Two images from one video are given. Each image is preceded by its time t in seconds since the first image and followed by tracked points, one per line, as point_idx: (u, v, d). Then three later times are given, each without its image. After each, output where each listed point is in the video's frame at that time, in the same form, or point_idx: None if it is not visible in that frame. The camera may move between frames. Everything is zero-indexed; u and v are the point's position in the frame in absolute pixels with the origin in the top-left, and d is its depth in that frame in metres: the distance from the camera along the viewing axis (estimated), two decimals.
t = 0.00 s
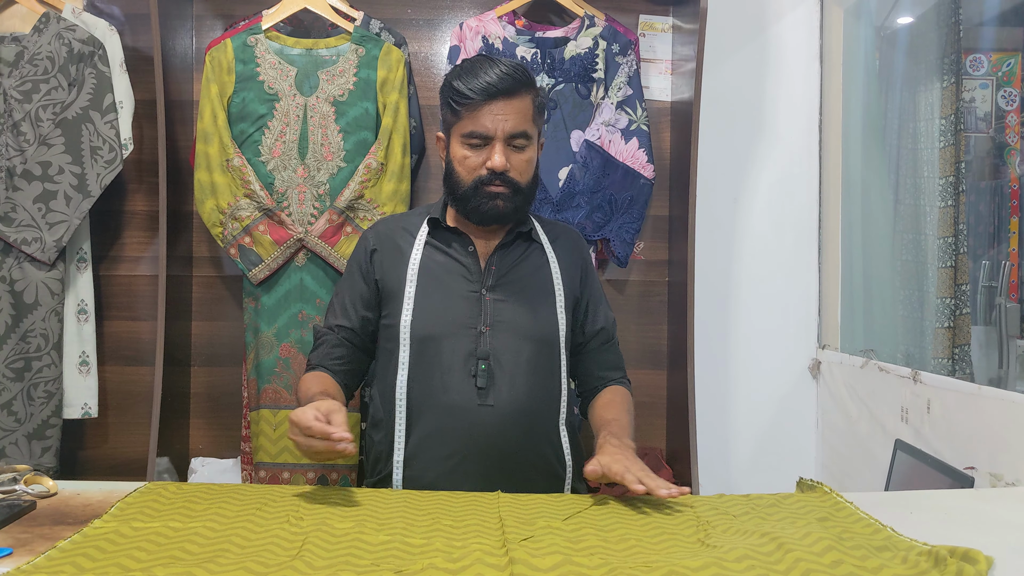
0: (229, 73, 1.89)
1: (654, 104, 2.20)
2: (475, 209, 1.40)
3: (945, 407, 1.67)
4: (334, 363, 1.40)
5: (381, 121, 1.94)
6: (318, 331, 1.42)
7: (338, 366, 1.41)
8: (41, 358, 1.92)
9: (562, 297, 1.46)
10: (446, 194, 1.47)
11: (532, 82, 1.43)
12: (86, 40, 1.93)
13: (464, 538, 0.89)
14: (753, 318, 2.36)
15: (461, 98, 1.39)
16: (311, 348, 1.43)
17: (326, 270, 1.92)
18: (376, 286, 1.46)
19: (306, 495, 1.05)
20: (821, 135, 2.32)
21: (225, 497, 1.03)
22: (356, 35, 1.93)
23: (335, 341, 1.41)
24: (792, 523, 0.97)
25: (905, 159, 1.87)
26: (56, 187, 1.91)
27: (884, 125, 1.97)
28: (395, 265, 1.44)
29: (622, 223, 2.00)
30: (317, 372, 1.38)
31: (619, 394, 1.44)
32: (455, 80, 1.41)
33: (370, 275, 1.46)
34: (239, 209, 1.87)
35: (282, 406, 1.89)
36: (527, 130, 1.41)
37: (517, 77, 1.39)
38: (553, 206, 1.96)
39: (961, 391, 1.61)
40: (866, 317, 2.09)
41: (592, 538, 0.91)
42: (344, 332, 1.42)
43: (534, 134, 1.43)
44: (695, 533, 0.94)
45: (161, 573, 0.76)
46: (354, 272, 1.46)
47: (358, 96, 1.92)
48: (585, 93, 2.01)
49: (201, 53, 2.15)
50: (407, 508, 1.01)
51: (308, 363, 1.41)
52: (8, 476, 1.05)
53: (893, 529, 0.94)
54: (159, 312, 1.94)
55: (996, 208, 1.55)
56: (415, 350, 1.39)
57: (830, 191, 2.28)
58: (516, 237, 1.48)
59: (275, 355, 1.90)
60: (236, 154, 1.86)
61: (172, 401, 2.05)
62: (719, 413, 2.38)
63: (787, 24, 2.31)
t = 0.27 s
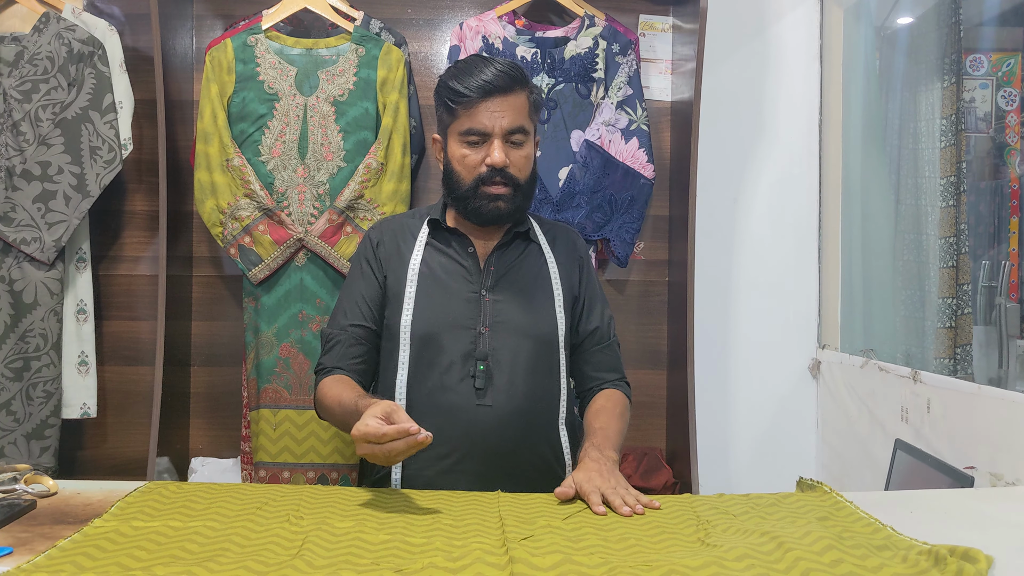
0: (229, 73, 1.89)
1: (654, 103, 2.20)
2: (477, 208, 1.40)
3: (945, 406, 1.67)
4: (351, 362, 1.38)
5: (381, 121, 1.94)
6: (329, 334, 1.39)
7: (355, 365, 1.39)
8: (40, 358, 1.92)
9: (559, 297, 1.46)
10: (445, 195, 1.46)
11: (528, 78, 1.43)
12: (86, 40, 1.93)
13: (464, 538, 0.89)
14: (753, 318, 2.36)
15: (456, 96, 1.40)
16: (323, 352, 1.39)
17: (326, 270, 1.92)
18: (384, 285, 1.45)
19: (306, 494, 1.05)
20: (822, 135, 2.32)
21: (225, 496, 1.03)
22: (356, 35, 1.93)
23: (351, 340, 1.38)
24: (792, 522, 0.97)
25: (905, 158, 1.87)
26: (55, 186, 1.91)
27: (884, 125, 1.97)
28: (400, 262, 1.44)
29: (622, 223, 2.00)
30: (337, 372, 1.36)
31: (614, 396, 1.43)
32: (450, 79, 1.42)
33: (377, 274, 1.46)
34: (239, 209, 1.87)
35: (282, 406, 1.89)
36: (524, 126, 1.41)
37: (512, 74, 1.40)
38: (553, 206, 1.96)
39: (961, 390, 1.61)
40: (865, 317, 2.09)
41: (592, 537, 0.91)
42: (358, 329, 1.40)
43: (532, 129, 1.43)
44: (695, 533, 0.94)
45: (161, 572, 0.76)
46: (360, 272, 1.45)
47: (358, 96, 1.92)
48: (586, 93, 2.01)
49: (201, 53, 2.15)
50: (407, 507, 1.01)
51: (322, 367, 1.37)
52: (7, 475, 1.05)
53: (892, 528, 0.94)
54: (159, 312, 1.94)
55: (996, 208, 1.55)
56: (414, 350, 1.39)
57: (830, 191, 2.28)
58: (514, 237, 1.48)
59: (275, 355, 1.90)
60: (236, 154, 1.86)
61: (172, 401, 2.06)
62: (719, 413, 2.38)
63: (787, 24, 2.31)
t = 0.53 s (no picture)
0: (229, 73, 1.89)
1: (654, 104, 2.20)
2: (468, 212, 1.40)
3: (946, 407, 1.67)
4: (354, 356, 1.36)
5: (380, 122, 1.93)
6: (330, 329, 1.38)
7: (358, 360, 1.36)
8: (41, 358, 1.92)
9: (559, 297, 1.46)
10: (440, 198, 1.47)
11: (520, 80, 1.42)
12: (86, 40, 1.93)
13: (464, 539, 0.89)
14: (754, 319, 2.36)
15: (448, 101, 1.39)
16: (323, 346, 1.37)
17: (325, 270, 1.92)
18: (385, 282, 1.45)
19: (306, 495, 1.05)
20: (821, 135, 2.32)
21: (225, 497, 1.03)
22: (355, 36, 1.93)
23: (352, 335, 1.37)
24: (792, 524, 0.97)
25: (905, 159, 1.87)
26: (56, 187, 1.91)
27: (884, 125, 1.97)
28: (401, 261, 1.45)
29: (622, 224, 2.00)
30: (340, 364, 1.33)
31: (614, 397, 1.43)
32: (442, 82, 1.41)
33: (377, 273, 1.45)
34: (238, 209, 1.87)
35: (281, 406, 1.89)
36: (517, 132, 1.40)
37: (504, 78, 1.38)
38: (553, 206, 1.96)
39: (961, 391, 1.61)
40: (865, 317, 2.09)
41: (592, 538, 0.91)
42: (360, 325, 1.39)
43: (524, 133, 1.43)
44: (695, 534, 0.94)
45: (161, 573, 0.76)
46: (361, 270, 1.45)
47: (358, 96, 1.92)
48: (586, 93, 2.01)
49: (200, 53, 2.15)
50: (406, 508, 1.01)
51: (323, 360, 1.35)
52: (7, 476, 1.05)
53: (893, 530, 0.94)
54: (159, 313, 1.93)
55: (996, 209, 1.55)
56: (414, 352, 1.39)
57: (831, 191, 2.28)
58: (512, 238, 1.48)
59: (274, 355, 1.90)
60: (236, 154, 1.86)
61: (172, 401, 2.06)
62: (719, 414, 2.38)
63: (788, 25, 2.31)
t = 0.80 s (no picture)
0: (229, 73, 1.89)
1: (654, 103, 2.20)
2: (472, 218, 1.40)
3: (946, 407, 1.67)
4: (336, 365, 1.40)
5: (381, 121, 1.93)
6: (320, 332, 1.40)
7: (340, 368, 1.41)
8: (43, 358, 1.92)
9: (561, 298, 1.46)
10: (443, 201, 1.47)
11: (523, 83, 1.40)
12: (87, 39, 1.93)
13: (465, 538, 0.89)
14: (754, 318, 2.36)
15: (450, 107, 1.38)
16: (310, 349, 1.40)
17: (325, 270, 1.92)
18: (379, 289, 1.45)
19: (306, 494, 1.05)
20: (821, 134, 2.32)
21: (226, 497, 1.03)
22: (356, 35, 1.93)
23: (338, 344, 1.39)
24: (792, 523, 0.97)
25: (905, 158, 1.87)
26: (57, 186, 1.91)
27: (884, 125, 1.97)
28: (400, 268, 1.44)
29: (622, 224, 2.00)
30: (319, 374, 1.38)
31: (616, 398, 1.43)
32: (444, 87, 1.40)
33: (374, 277, 1.45)
34: (239, 209, 1.87)
35: (282, 406, 1.89)
36: (521, 139, 1.40)
37: (506, 83, 1.37)
38: (554, 206, 1.96)
39: (961, 391, 1.61)
40: (866, 317, 2.09)
41: (593, 538, 0.91)
42: (348, 333, 1.41)
43: (528, 140, 1.43)
44: (696, 533, 0.94)
45: (161, 572, 0.76)
46: (357, 272, 1.45)
47: (358, 96, 1.92)
48: (586, 93, 2.01)
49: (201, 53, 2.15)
50: (406, 507, 1.01)
51: (306, 365, 1.39)
52: (9, 475, 1.05)
53: (893, 529, 0.94)
54: (159, 312, 1.93)
55: (997, 208, 1.55)
56: (415, 355, 1.39)
57: (831, 191, 2.28)
58: (515, 239, 1.47)
59: (275, 355, 1.90)
60: (236, 154, 1.86)
61: (173, 401, 2.06)
62: (719, 414, 2.38)
63: (788, 24, 2.31)
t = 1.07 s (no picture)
0: (230, 72, 1.89)
1: (655, 103, 2.20)
2: (473, 220, 1.40)
3: (948, 406, 1.66)
4: (329, 364, 1.42)
5: (382, 121, 1.93)
6: (315, 330, 1.44)
7: (334, 367, 1.43)
8: (45, 357, 1.92)
9: (563, 298, 1.46)
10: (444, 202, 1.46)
11: (523, 83, 1.40)
12: (89, 39, 1.93)
13: (467, 537, 0.89)
14: (755, 318, 2.36)
15: (450, 108, 1.38)
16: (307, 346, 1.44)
17: (326, 270, 1.92)
18: (376, 289, 1.46)
19: (308, 493, 1.05)
20: (822, 133, 2.32)
21: (226, 495, 1.03)
22: (357, 34, 1.92)
23: (331, 342, 1.42)
24: (795, 522, 0.97)
25: (906, 158, 1.87)
26: (58, 186, 1.91)
27: (885, 124, 1.97)
28: (398, 267, 1.44)
29: (624, 223, 1.99)
30: (309, 372, 1.40)
31: (619, 399, 1.43)
32: (444, 88, 1.40)
33: (371, 277, 1.47)
34: (240, 208, 1.87)
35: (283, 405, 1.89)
36: (522, 140, 1.40)
37: (506, 84, 1.37)
38: (555, 206, 1.96)
39: (963, 390, 1.61)
40: (867, 316, 2.09)
41: (595, 537, 0.91)
42: (342, 332, 1.44)
43: (529, 141, 1.42)
44: (698, 532, 0.94)
45: (163, 571, 0.76)
46: (355, 271, 1.47)
47: (359, 96, 1.92)
48: (587, 92, 2.01)
49: (202, 53, 2.15)
50: (408, 506, 1.01)
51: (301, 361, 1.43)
52: (11, 474, 1.05)
53: (895, 528, 0.94)
54: (161, 312, 1.93)
55: (998, 208, 1.55)
56: (417, 355, 1.39)
57: (832, 190, 2.28)
58: (517, 239, 1.46)
59: (276, 354, 1.90)
60: (237, 153, 1.86)
61: (175, 400, 2.06)
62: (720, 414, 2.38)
63: (789, 24, 2.31)
